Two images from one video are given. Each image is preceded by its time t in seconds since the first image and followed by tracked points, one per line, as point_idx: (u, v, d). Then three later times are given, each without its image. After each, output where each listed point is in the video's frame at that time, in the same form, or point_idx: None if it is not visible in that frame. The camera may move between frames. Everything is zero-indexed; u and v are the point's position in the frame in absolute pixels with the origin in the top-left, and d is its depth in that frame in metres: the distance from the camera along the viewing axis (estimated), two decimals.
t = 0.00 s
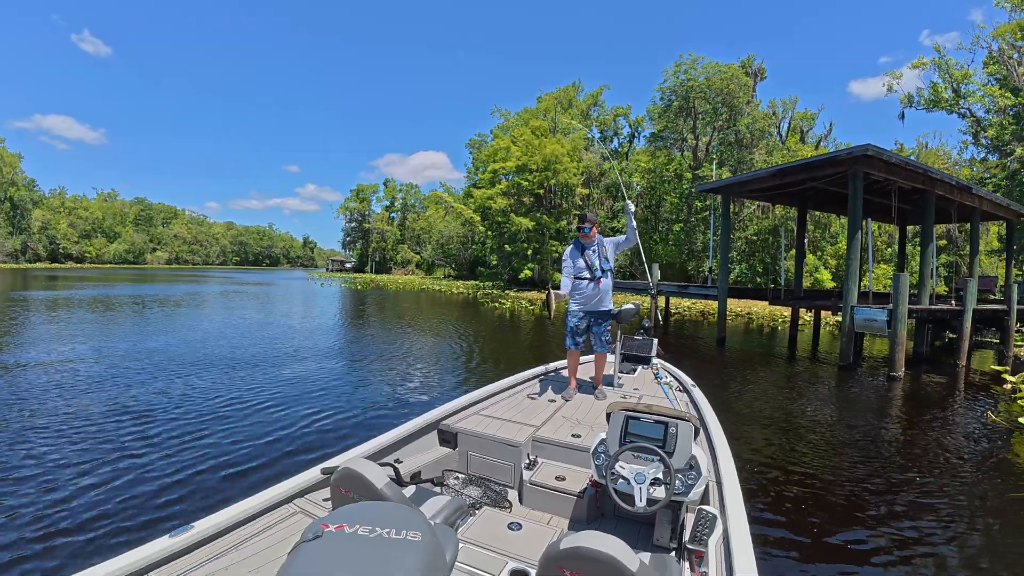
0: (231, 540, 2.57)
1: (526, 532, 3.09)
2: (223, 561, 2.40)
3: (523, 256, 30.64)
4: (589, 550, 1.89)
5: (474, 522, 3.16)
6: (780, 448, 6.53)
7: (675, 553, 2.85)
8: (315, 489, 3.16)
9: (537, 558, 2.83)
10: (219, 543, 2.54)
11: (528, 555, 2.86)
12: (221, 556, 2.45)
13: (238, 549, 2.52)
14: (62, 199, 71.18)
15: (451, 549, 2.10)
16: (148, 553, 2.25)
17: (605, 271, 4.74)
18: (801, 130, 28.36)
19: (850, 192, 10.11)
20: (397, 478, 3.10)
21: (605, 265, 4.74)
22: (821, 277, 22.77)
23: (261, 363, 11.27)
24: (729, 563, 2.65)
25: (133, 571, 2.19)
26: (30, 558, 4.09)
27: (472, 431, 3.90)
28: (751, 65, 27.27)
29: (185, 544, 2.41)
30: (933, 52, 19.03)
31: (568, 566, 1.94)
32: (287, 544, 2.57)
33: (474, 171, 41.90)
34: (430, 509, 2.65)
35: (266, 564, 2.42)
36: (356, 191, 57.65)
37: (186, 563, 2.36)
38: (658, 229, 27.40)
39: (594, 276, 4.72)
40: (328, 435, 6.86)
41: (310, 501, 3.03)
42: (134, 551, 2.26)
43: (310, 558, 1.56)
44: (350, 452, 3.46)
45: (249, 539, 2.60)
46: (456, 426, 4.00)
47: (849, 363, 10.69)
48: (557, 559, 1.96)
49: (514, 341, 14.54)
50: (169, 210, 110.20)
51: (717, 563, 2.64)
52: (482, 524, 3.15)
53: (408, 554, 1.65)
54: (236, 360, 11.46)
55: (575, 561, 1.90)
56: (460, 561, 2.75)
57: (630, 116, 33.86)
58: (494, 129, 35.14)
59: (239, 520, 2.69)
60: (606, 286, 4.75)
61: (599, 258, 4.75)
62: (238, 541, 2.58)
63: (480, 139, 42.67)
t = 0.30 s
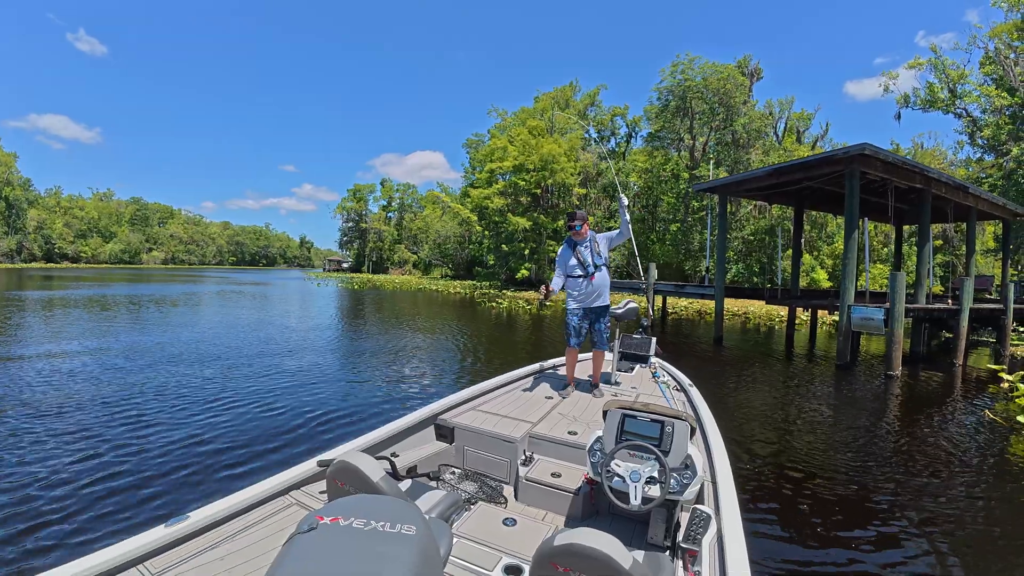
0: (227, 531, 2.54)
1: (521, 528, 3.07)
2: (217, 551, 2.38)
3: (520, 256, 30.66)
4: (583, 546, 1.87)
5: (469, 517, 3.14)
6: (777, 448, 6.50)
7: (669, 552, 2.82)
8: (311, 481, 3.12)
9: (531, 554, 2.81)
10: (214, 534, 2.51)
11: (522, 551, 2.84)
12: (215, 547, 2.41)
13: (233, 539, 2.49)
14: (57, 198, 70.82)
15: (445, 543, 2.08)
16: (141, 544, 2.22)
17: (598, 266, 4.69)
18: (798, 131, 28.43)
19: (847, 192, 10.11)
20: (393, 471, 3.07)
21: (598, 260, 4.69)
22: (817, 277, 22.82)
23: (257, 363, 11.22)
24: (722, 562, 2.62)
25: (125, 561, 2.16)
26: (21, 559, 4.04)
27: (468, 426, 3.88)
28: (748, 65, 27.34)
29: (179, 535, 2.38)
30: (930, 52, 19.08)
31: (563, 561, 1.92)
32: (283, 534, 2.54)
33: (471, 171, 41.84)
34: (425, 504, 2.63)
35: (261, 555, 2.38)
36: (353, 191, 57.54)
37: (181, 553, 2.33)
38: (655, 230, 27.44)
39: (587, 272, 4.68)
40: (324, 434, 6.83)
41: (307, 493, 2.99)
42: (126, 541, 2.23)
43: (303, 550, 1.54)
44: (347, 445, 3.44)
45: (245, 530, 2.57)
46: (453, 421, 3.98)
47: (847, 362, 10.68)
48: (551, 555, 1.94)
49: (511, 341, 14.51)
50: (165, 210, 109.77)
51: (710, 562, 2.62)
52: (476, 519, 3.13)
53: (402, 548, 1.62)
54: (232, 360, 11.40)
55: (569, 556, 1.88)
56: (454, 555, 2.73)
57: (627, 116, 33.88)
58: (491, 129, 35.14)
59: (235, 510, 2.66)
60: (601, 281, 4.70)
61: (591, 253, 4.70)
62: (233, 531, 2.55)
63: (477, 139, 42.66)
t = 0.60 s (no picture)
0: (233, 545, 2.54)
1: (528, 534, 3.08)
2: (225, 565, 2.38)
3: (518, 256, 30.69)
4: (591, 551, 1.88)
5: (476, 524, 3.15)
6: (779, 449, 6.54)
7: (677, 554, 2.84)
8: (316, 493, 3.12)
9: (540, 560, 2.82)
10: (221, 548, 2.52)
11: (530, 557, 2.85)
12: (222, 562, 2.41)
13: (240, 553, 2.49)
14: (53, 198, 70.56)
15: (454, 551, 2.08)
16: (149, 559, 2.22)
17: (602, 272, 4.69)
18: (795, 131, 28.51)
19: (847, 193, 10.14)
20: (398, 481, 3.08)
21: (602, 266, 4.70)
22: (814, 277, 22.89)
23: (256, 365, 11.21)
24: (732, 564, 2.64)
25: None
26: (23, 566, 4.02)
27: (473, 433, 3.89)
28: (746, 66, 27.40)
29: (187, 549, 2.38)
30: (928, 53, 19.15)
31: (571, 567, 1.93)
32: (290, 547, 2.54)
33: (468, 171, 41.80)
34: (432, 512, 2.64)
35: (269, 568, 2.39)
36: (350, 191, 57.44)
37: (189, 568, 2.33)
38: (653, 230, 27.48)
39: (590, 277, 4.68)
40: (326, 437, 6.84)
41: (312, 505, 3.00)
42: (135, 556, 2.23)
43: (312, 561, 1.55)
44: (352, 455, 3.45)
45: (251, 544, 2.57)
46: (458, 428, 3.99)
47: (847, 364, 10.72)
48: (559, 561, 1.96)
49: (510, 342, 14.55)
50: (161, 210, 109.46)
51: (720, 563, 2.63)
52: (483, 527, 3.14)
53: (411, 558, 1.63)
54: (231, 362, 11.38)
55: (577, 562, 1.89)
56: (463, 563, 2.74)
57: (625, 116, 33.91)
58: (489, 129, 35.15)
59: (241, 524, 2.66)
60: (604, 286, 4.70)
61: (595, 259, 4.70)
62: (240, 545, 2.55)
63: (474, 139, 42.65)
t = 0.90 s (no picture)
0: (240, 559, 2.55)
1: (535, 540, 3.10)
2: None
3: (516, 257, 30.72)
4: (597, 556, 1.89)
5: (483, 531, 3.17)
6: (779, 450, 6.59)
7: (686, 556, 2.86)
8: (321, 503, 3.13)
9: (549, 566, 2.84)
10: (228, 560, 2.53)
11: (538, 563, 2.87)
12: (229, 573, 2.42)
13: (247, 565, 2.50)
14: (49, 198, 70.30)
15: (461, 558, 2.10)
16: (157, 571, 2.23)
17: (606, 276, 4.70)
18: (792, 132, 28.62)
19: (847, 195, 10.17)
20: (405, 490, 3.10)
21: (606, 271, 4.72)
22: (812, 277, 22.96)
23: (255, 366, 11.19)
24: (742, 565, 2.65)
25: None
26: (26, 571, 4.02)
27: (477, 439, 3.90)
28: (743, 67, 27.49)
29: (195, 562, 2.38)
30: (926, 54, 19.22)
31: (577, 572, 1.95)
32: (296, 560, 2.55)
33: (466, 172, 41.80)
34: (438, 520, 2.65)
35: None
36: (347, 191, 57.35)
37: None
38: (651, 230, 27.55)
39: (594, 282, 4.69)
40: (327, 439, 6.85)
41: (318, 515, 3.00)
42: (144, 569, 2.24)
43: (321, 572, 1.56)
44: (357, 463, 3.46)
45: (258, 555, 2.58)
46: (463, 435, 4.00)
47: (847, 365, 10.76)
48: (567, 565, 1.97)
49: (509, 343, 14.57)
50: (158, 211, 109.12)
51: (729, 564, 2.65)
52: (491, 533, 3.16)
53: (419, 569, 1.64)
54: (230, 364, 11.35)
55: (583, 568, 1.91)
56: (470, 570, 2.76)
57: (622, 117, 33.96)
58: (486, 130, 35.17)
59: (247, 537, 2.66)
60: (608, 291, 4.72)
61: (600, 264, 4.72)
62: (246, 558, 2.55)
63: (472, 139, 42.68)
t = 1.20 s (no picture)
0: (237, 554, 2.53)
1: (533, 538, 3.08)
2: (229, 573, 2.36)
3: (514, 257, 30.67)
4: (596, 556, 1.87)
5: (480, 529, 3.15)
6: (778, 450, 6.58)
7: (683, 556, 2.84)
8: (319, 500, 3.11)
9: (546, 565, 2.83)
10: (224, 556, 2.50)
11: (535, 562, 2.85)
12: (226, 570, 2.40)
13: (244, 561, 2.48)
14: (44, 198, 70.06)
15: (458, 556, 2.07)
16: (153, 567, 2.20)
17: (602, 276, 4.69)
18: (789, 132, 28.66)
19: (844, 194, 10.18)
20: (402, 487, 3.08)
21: (602, 270, 4.70)
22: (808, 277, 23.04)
23: (252, 366, 11.15)
24: (738, 566, 2.63)
25: None
26: (21, 571, 3.98)
27: (476, 437, 3.88)
28: (741, 67, 27.51)
29: (191, 558, 2.36)
30: (923, 54, 19.27)
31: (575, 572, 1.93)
32: (294, 556, 2.52)
33: (463, 172, 41.75)
34: (436, 518, 2.63)
35: None
36: (344, 191, 57.25)
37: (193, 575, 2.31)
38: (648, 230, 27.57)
39: (590, 282, 4.67)
40: (325, 439, 6.81)
41: (315, 512, 2.98)
42: (139, 565, 2.21)
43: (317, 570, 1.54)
44: (355, 461, 3.44)
45: (255, 552, 2.56)
46: (461, 433, 3.99)
47: (845, 364, 10.76)
48: (565, 565, 1.95)
49: (507, 343, 14.56)
50: (154, 211, 108.72)
51: (725, 565, 2.63)
52: (488, 532, 3.14)
53: (415, 566, 1.62)
54: (226, 364, 11.30)
55: (582, 567, 1.89)
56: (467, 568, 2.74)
57: (620, 117, 33.96)
58: (484, 130, 35.14)
59: (244, 533, 2.64)
60: (603, 290, 4.70)
61: (597, 263, 4.70)
62: (243, 554, 2.53)
63: (469, 139, 42.64)
